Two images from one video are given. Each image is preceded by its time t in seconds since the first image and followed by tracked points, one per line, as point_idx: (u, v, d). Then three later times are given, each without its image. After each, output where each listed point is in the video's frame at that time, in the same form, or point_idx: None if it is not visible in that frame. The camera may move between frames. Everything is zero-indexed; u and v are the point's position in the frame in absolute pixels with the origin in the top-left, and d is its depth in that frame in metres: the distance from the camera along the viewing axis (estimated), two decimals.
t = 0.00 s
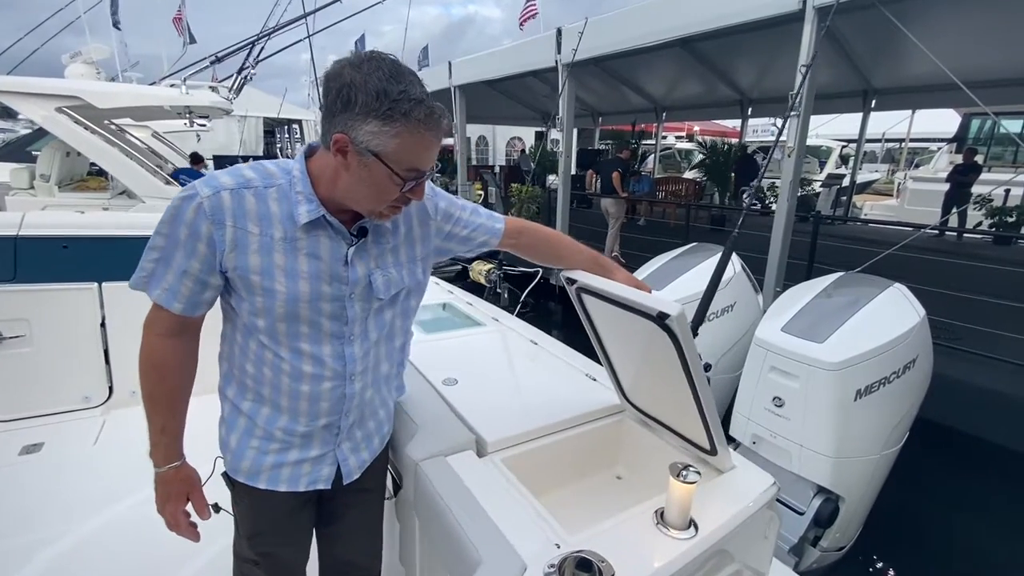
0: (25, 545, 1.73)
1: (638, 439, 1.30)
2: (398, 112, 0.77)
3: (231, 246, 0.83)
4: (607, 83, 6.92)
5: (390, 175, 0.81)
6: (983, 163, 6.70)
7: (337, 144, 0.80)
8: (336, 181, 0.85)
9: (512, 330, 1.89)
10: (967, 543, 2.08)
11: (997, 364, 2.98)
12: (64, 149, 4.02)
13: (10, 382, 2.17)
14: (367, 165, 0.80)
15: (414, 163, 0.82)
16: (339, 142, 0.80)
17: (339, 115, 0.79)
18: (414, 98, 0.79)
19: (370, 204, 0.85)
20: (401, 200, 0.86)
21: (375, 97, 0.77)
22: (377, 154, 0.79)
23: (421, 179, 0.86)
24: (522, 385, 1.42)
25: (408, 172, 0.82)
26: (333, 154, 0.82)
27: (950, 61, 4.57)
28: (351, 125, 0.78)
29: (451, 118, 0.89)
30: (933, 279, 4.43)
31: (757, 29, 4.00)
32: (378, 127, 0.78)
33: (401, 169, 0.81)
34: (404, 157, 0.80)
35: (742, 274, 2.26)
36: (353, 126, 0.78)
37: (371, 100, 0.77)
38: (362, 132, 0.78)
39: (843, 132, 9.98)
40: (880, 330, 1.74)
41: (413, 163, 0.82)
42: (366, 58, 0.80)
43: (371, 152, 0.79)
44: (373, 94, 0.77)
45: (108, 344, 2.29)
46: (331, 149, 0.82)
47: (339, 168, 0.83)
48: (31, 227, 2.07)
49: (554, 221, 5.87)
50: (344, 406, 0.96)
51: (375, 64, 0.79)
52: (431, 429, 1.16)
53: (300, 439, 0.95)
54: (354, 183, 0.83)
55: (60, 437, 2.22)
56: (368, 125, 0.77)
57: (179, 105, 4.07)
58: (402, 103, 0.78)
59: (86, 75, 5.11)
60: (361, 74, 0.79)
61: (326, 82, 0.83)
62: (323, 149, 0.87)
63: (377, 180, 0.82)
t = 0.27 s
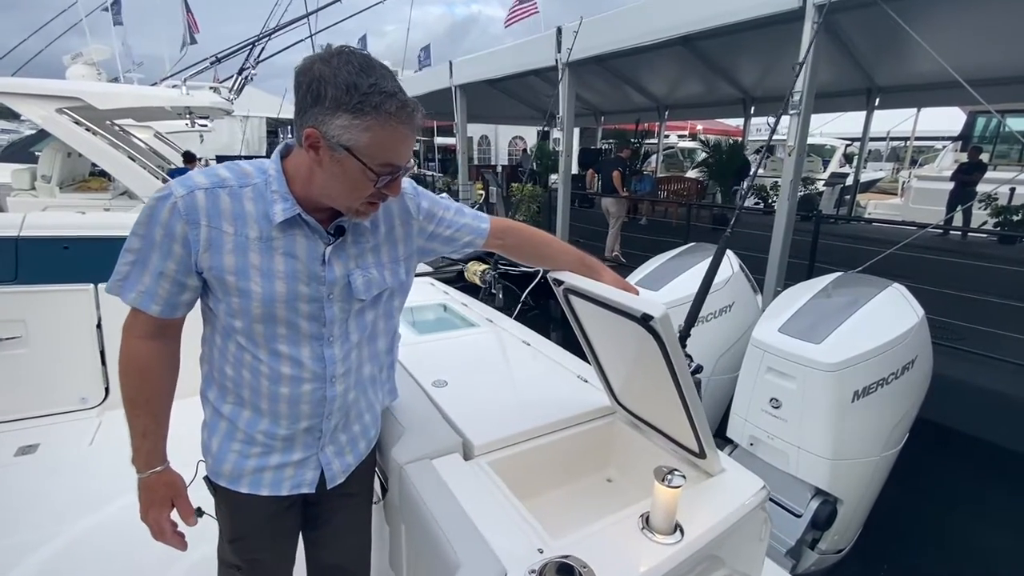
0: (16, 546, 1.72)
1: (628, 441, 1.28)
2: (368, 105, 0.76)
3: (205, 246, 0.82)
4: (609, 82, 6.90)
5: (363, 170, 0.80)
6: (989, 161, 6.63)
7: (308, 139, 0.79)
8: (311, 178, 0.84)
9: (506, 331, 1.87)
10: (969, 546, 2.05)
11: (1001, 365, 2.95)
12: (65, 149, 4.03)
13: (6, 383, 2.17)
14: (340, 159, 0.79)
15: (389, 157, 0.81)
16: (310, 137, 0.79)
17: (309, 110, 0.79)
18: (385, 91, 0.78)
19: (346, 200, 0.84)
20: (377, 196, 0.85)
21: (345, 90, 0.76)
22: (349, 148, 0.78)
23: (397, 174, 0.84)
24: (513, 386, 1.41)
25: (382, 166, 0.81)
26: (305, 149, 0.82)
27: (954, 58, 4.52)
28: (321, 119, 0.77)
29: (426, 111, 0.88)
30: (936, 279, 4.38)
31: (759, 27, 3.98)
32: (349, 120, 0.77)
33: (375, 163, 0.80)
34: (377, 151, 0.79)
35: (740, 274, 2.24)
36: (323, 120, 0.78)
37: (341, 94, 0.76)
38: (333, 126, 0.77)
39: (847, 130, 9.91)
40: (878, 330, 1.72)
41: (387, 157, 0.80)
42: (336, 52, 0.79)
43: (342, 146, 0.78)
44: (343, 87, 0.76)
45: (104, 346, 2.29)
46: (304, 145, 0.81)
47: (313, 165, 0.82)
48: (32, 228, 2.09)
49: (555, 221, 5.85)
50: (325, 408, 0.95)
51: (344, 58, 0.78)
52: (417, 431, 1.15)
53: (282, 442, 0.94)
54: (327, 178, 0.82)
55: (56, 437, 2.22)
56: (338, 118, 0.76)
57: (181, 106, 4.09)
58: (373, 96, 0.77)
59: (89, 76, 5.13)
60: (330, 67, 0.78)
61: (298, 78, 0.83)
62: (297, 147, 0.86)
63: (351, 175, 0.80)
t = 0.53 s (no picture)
0: (17, 546, 1.74)
1: (624, 441, 1.27)
2: (352, 101, 0.77)
3: (195, 245, 0.83)
4: (612, 81, 6.89)
5: (348, 166, 0.80)
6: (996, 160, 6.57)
7: (294, 136, 0.80)
8: (299, 175, 0.85)
9: (503, 331, 1.87)
10: (972, 549, 2.03)
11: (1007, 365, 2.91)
12: (70, 150, 4.05)
13: (8, 382, 2.19)
14: (325, 156, 0.79)
15: (375, 153, 0.81)
16: (295, 134, 0.79)
17: (295, 107, 0.79)
18: (370, 87, 0.78)
19: (333, 197, 0.84)
20: (366, 194, 0.85)
21: (329, 87, 0.77)
22: (334, 145, 0.78)
23: (385, 171, 0.84)
24: (509, 386, 1.41)
25: (368, 162, 0.81)
26: (292, 147, 0.82)
27: (960, 56, 4.48)
28: (306, 115, 0.78)
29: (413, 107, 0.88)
30: (942, 278, 4.34)
31: (762, 25, 3.96)
32: (333, 116, 0.77)
33: (361, 159, 0.80)
34: (362, 147, 0.79)
35: (741, 273, 2.22)
36: (308, 117, 0.78)
37: (325, 90, 0.77)
38: (317, 122, 0.78)
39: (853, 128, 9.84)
40: (879, 329, 1.70)
41: (373, 152, 0.81)
42: (320, 50, 0.80)
43: (328, 143, 0.78)
44: (327, 84, 0.77)
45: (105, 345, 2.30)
46: (291, 143, 0.82)
47: (301, 163, 0.83)
48: (37, 229, 2.11)
49: (558, 220, 5.83)
50: (317, 409, 0.95)
51: (328, 55, 0.79)
52: (411, 430, 1.15)
53: (274, 442, 0.95)
54: (314, 175, 0.82)
55: (58, 436, 2.23)
56: (322, 115, 0.77)
57: (185, 106, 4.10)
58: (357, 92, 0.77)
59: (94, 77, 5.16)
60: (314, 64, 0.79)
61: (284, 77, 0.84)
62: (285, 146, 0.87)
63: (337, 171, 0.81)
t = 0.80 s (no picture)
0: (22, 542, 1.75)
1: (624, 439, 1.27)
2: (348, 96, 0.77)
3: (193, 241, 0.83)
4: (617, 80, 6.88)
5: (346, 162, 0.81)
6: (1004, 158, 6.51)
7: (291, 133, 0.80)
8: (297, 172, 0.85)
9: (505, 329, 1.87)
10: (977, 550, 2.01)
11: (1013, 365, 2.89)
12: (77, 150, 4.08)
13: (15, 380, 2.21)
14: (322, 152, 0.80)
15: (372, 149, 0.81)
16: (293, 131, 0.80)
17: (291, 104, 0.80)
18: (365, 82, 0.79)
19: (330, 194, 0.84)
20: (363, 189, 0.85)
21: (324, 83, 0.77)
22: (330, 141, 0.79)
23: (382, 167, 0.85)
24: (508, 384, 1.41)
25: (365, 159, 0.81)
26: (290, 145, 0.83)
27: (968, 53, 4.45)
28: (302, 112, 0.78)
29: (409, 102, 0.88)
30: (949, 277, 4.31)
31: (767, 23, 3.94)
32: (329, 112, 0.78)
33: (357, 155, 0.81)
34: (358, 142, 0.80)
35: (745, 272, 2.21)
36: (304, 113, 0.79)
37: (320, 86, 0.77)
38: (313, 118, 0.78)
39: (860, 127, 9.78)
40: (883, 328, 1.68)
41: (370, 148, 0.81)
42: (315, 46, 0.80)
43: (325, 139, 0.79)
44: (322, 80, 0.77)
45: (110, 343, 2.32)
46: (288, 140, 0.83)
47: (298, 159, 0.84)
48: (45, 228, 2.13)
49: (562, 219, 5.83)
50: (316, 404, 0.95)
51: (323, 50, 0.79)
52: (411, 427, 1.15)
53: (273, 438, 0.95)
54: (311, 172, 0.83)
55: (64, 433, 2.25)
56: (318, 111, 0.77)
57: (191, 106, 4.14)
58: (352, 87, 0.78)
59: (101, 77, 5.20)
60: (310, 61, 0.79)
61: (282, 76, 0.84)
62: (282, 143, 0.87)
63: (334, 167, 0.81)
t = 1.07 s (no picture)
0: (28, 538, 1.77)
1: (628, 438, 1.26)
2: (347, 94, 0.77)
3: (194, 239, 0.84)
4: (622, 79, 6.86)
5: (347, 161, 0.81)
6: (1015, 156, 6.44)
7: (292, 132, 0.80)
8: (297, 172, 0.85)
9: (508, 328, 1.86)
10: (985, 552, 1.99)
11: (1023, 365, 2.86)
12: (85, 150, 4.11)
13: (23, 377, 2.23)
14: (322, 151, 0.80)
15: (373, 147, 0.81)
16: (293, 130, 0.80)
17: (291, 104, 0.80)
18: (365, 80, 0.79)
19: (331, 192, 0.84)
20: (363, 187, 0.85)
21: (324, 81, 0.77)
22: (330, 140, 0.79)
23: (383, 165, 0.85)
24: (511, 382, 1.40)
25: (366, 157, 0.81)
26: (291, 144, 0.83)
27: (978, 50, 4.40)
28: (303, 111, 0.78)
29: (409, 100, 0.88)
30: (957, 276, 4.27)
31: (775, 21, 3.92)
32: (329, 111, 0.78)
33: (358, 154, 0.81)
34: (359, 140, 0.80)
35: (750, 271, 2.19)
36: (304, 113, 0.79)
37: (320, 84, 0.77)
38: (314, 117, 0.78)
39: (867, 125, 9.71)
40: (891, 327, 1.67)
41: (370, 146, 0.81)
42: (314, 44, 0.80)
43: (325, 138, 0.79)
44: (322, 79, 0.77)
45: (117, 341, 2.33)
46: (289, 139, 0.83)
47: (298, 158, 0.84)
48: (54, 228, 2.16)
49: (567, 219, 5.82)
50: (317, 402, 0.95)
51: (322, 49, 0.79)
52: (414, 426, 1.15)
53: (275, 435, 0.95)
54: (313, 172, 0.83)
55: (71, 430, 2.27)
56: (318, 110, 0.77)
57: (198, 106, 4.16)
58: (352, 85, 0.77)
59: (109, 78, 5.24)
60: (309, 60, 0.79)
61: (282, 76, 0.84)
62: (283, 141, 0.87)
63: (334, 166, 0.81)
